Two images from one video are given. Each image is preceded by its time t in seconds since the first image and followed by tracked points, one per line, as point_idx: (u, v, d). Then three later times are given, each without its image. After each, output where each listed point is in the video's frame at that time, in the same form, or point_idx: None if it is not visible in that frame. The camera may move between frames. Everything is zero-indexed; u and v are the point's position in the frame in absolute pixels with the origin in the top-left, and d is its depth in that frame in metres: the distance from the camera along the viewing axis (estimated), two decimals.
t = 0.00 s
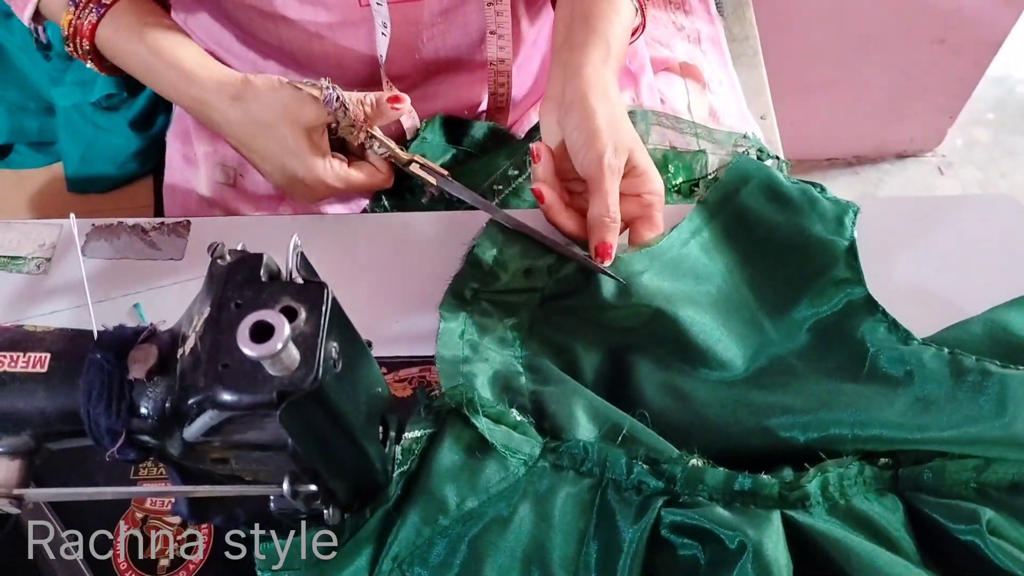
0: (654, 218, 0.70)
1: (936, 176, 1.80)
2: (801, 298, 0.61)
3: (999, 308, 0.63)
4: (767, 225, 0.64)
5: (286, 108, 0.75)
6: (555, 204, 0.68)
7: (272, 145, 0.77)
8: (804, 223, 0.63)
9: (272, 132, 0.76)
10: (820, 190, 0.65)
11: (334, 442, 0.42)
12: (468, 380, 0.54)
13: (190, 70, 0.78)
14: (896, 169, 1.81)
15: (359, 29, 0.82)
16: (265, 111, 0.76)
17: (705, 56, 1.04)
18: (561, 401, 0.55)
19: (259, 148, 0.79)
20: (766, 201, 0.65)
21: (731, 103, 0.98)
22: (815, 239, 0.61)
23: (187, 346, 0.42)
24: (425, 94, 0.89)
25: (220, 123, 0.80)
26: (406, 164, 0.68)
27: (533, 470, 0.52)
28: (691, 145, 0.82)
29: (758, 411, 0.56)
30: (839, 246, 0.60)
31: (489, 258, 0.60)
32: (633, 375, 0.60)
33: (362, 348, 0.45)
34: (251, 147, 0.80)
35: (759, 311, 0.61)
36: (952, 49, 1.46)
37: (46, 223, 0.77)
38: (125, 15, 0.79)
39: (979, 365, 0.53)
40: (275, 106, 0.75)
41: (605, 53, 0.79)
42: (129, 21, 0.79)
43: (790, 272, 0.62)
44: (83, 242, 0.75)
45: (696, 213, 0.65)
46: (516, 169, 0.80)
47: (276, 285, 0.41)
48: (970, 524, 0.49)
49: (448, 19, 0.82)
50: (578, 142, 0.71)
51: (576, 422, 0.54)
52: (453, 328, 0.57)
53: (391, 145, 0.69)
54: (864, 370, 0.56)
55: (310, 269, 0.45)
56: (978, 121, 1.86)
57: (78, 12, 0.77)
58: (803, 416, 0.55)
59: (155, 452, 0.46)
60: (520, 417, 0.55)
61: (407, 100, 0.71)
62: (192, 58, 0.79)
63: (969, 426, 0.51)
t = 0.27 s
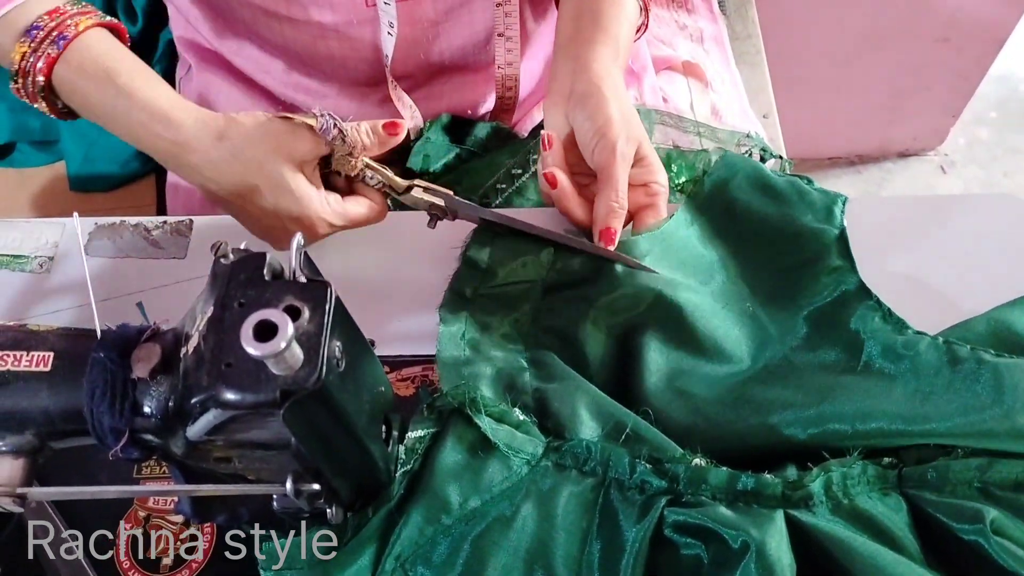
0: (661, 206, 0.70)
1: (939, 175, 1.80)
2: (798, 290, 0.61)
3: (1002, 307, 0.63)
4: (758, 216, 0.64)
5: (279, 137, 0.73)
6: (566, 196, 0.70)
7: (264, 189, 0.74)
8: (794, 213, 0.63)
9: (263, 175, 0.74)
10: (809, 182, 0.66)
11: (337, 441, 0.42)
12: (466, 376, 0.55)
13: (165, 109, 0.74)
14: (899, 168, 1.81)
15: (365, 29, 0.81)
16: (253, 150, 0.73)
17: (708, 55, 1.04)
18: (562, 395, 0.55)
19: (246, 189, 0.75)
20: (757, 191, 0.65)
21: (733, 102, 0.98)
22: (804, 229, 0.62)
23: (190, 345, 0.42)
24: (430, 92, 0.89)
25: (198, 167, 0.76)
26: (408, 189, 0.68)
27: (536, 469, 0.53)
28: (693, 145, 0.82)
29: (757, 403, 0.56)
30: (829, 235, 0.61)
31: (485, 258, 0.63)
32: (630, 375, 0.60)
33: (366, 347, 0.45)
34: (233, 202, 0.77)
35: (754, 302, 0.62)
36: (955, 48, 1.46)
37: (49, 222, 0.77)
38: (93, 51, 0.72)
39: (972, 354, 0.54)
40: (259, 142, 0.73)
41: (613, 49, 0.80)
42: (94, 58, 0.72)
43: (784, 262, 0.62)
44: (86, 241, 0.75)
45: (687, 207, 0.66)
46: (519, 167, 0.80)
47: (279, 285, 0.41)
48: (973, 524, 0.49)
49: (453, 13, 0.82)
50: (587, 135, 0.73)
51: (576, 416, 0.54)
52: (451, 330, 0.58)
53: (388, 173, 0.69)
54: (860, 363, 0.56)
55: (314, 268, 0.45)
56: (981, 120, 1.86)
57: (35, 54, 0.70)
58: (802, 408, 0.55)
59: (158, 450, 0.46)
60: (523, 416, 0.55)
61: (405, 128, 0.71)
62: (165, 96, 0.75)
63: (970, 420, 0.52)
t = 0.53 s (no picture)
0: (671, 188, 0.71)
1: (940, 173, 1.80)
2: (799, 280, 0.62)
3: (1006, 305, 0.63)
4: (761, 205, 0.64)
5: (307, 171, 0.65)
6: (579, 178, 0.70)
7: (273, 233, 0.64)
8: (798, 203, 0.63)
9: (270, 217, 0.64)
10: (815, 177, 0.65)
11: (339, 439, 0.42)
12: (474, 371, 0.55)
13: (141, 134, 0.63)
14: (900, 166, 1.81)
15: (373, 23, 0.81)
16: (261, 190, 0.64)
17: (710, 52, 1.04)
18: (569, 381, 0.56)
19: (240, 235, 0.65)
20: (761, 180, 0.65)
21: (735, 99, 0.98)
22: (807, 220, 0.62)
23: (191, 342, 0.42)
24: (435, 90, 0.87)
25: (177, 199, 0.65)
26: (431, 207, 0.67)
27: (539, 467, 0.52)
28: (696, 142, 0.82)
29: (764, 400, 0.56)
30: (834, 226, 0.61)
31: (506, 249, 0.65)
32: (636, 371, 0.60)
33: (367, 342, 0.45)
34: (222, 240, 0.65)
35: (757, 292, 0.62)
36: (957, 46, 1.46)
37: (49, 218, 0.76)
38: (76, 87, 0.62)
39: (976, 351, 0.55)
40: (281, 176, 0.64)
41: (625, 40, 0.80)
42: (71, 92, 0.62)
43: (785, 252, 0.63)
44: (86, 237, 0.75)
45: (689, 199, 0.66)
46: (522, 165, 0.80)
47: (281, 281, 0.40)
48: (978, 523, 0.49)
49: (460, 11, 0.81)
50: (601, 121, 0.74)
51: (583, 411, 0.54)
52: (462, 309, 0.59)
53: (410, 192, 0.67)
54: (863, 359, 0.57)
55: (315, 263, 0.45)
56: (982, 118, 1.86)
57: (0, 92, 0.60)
58: (805, 408, 0.54)
59: (159, 448, 0.46)
60: (526, 413, 0.55)
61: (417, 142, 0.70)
62: (132, 113, 0.64)
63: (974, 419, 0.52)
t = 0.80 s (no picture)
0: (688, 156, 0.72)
1: (941, 166, 1.79)
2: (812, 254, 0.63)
3: (1007, 297, 0.63)
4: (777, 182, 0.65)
5: (401, 106, 0.56)
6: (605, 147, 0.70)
7: (372, 185, 0.55)
8: (812, 177, 0.64)
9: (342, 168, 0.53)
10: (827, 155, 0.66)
11: (339, 429, 0.42)
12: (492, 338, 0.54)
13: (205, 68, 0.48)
14: (901, 159, 1.80)
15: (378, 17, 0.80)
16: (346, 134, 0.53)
17: (711, 44, 1.03)
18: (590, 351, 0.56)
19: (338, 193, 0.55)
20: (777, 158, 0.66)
21: (736, 91, 0.98)
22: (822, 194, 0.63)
23: (189, 332, 0.42)
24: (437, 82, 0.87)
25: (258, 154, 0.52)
26: (495, 165, 0.63)
27: (540, 457, 0.52)
28: (697, 135, 0.81)
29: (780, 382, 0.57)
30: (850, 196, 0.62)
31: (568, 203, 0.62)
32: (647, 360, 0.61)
33: (365, 330, 0.45)
34: (290, 218, 0.58)
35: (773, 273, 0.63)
36: (959, 38, 1.45)
37: (47, 209, 0.76)
38: (96, 12, 0.46)
39: (982, 334, 0.56)
40: (355, 134, 0.53)
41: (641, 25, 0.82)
42: (102, 21, 0.46)
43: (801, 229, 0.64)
44: (85, 228, 0.75)
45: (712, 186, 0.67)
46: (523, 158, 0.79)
47: (281, 271, 0.40)
48: (979, 515, 0.49)
49: None
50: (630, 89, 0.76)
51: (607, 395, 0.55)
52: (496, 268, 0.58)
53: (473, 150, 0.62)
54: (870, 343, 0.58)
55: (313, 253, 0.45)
56: (984, 111, 1.86)
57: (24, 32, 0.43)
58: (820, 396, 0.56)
59: (158, 439, 0.46)
60: (529, 401, 0.54)
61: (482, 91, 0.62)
62: (209, 49, 0.49)
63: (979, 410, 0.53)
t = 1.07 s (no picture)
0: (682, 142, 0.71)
1: (941, 165, 1.79)
2: (812, 253, 0.64)
3: (1005, 295, 0.63)
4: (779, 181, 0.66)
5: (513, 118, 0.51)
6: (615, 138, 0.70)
7: (505, 197, 0.48)
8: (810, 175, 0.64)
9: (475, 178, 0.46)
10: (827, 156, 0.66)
11: (338, 428, 0.42)
12: (491, 338, 0.53)
13: (348, 74, 0.40)
14: (901, 157, 1.80)
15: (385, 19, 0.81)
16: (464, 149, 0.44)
17: (710, 43, 1.03)
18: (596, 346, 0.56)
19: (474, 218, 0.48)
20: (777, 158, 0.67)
21: (734, 90, 0.98)
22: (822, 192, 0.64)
23: (189, 332, 0.42)
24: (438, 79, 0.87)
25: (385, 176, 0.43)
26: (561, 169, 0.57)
27: (539, 456, 0.52)
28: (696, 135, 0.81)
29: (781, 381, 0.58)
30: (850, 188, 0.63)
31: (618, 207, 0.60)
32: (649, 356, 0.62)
33: (363, 329, 0.45)
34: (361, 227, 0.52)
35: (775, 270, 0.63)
36: (958, 36, 1.45)
37: (47, 208, 0.76)
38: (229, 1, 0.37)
39: (978, 332, 0.56)
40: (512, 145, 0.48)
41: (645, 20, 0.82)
42: (250, 15, 0.37)
43: (801, 232, 0.65)
44: (84, 228, 0.75)
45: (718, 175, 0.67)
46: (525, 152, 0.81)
47: (281, 271, 0.40)
48: (977, 513, 0.49)
49: None
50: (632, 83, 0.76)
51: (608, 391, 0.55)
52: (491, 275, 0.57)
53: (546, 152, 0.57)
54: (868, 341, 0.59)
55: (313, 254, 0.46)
56: (983, 109, 1.86)
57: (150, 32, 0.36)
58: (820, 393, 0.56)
59: (157, 438, 0.46)
60: (528, 400, 0.54)
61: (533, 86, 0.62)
62: (358, 59, 0.40)
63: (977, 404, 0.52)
